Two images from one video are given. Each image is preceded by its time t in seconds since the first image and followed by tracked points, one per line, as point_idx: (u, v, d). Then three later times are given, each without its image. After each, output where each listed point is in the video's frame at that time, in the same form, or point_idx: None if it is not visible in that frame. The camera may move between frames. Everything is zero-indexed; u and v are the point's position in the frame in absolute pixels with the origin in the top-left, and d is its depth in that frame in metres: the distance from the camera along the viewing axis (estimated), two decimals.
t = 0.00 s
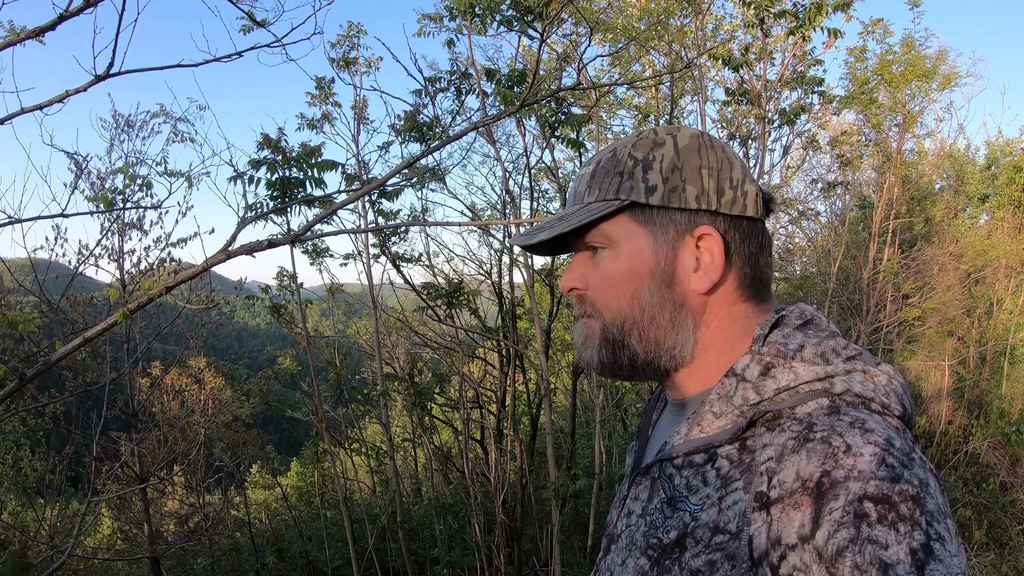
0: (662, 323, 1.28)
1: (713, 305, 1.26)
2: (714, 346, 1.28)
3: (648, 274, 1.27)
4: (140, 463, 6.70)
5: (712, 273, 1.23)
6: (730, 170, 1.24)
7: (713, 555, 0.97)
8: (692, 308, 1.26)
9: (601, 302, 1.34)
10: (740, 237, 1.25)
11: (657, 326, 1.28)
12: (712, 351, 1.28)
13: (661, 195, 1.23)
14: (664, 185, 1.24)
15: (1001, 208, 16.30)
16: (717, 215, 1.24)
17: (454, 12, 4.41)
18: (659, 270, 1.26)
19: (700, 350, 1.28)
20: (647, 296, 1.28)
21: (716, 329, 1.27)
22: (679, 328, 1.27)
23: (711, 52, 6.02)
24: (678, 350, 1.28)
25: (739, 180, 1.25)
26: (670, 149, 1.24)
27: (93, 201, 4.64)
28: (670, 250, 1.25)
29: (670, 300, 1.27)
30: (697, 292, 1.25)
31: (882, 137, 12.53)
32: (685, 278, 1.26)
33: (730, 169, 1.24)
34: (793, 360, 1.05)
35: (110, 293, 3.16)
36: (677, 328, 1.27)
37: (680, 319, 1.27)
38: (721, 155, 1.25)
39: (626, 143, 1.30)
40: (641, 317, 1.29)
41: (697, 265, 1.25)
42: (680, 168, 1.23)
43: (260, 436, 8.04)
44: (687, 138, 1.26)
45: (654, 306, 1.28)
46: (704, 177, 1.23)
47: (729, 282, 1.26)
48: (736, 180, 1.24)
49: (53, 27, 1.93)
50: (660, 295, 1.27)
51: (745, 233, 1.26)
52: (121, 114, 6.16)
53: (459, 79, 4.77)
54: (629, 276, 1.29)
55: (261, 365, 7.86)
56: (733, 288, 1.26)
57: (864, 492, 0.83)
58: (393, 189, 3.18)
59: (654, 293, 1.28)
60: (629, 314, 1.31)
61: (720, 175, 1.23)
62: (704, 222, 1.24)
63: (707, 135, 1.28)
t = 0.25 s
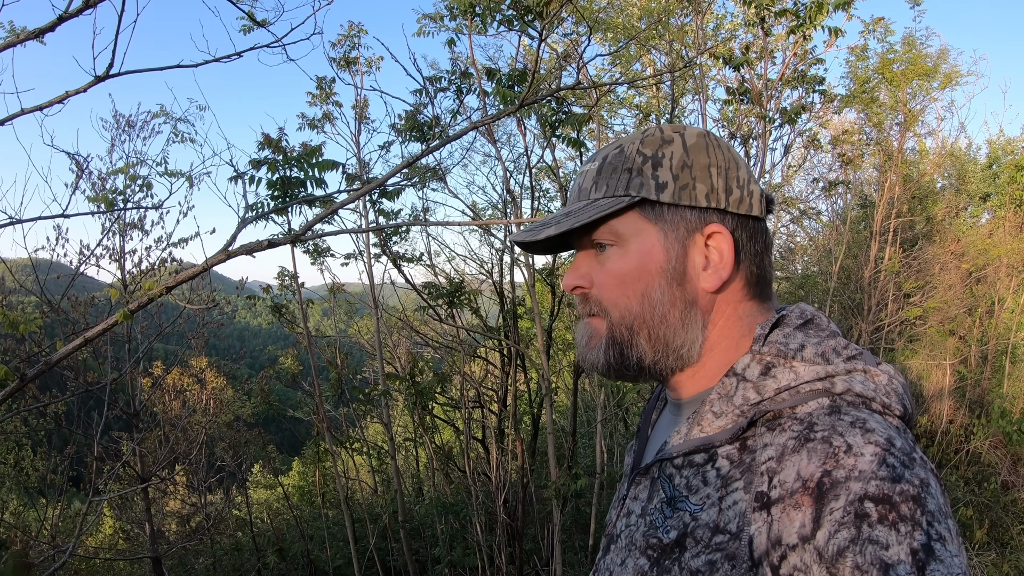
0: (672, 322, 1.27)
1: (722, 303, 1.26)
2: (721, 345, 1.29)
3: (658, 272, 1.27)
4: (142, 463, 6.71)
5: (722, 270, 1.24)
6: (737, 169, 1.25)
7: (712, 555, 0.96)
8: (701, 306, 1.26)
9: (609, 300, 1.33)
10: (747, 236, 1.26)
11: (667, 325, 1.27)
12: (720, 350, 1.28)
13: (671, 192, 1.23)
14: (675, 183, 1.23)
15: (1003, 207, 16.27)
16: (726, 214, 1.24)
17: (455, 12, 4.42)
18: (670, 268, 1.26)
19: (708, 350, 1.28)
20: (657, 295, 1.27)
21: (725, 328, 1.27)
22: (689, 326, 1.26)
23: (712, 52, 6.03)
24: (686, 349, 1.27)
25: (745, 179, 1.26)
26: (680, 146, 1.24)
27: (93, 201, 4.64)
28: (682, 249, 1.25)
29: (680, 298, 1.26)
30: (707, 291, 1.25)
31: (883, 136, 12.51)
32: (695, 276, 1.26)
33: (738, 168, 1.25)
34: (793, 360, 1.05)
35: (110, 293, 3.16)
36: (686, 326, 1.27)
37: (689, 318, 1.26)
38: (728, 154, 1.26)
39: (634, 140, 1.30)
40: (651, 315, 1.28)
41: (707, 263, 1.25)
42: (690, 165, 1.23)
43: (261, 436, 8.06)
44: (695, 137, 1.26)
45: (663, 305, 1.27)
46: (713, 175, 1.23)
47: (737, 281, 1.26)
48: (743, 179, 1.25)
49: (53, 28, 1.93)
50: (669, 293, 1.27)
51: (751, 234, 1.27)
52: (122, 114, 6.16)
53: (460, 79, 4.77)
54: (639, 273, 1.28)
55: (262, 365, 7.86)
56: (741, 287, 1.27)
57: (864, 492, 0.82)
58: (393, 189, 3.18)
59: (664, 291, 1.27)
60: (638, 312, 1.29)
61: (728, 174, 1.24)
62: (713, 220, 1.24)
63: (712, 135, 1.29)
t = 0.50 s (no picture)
0: (673, 324, 1.26)
1: (722, 305, 1.26)
2: (722, 347, 1.28)
3: (658, 275, 1.26)
4: (144, 463, 6.72)
5: (723, 272, 1.23)
6: (735, 170, 1.25)
7: (713, 557, 0.96)
8: (701, 308, 1.26)
9: (609, 303, 1.32)
10: (747, 238, 1.26)
11: (667, 328, 1.27)
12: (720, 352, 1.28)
13: (671, 193, 1.22)
14: (675, 184, 1.23)
15: (1004, 206, 16.25)
16: (726, 216, 1.24)
17: (455, 11, 4.41)
18: (670, 270, 1.25)
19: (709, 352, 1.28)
20: (657, 298, 1.27)
21: (725, 329, 1.27)
22: (690, 328, 1.26)
23: (714, 51, 6.02)
24: (687, 351, 1.27)
25: (745, 180, 1.25)
26: (680, 148, 1.24)
27: (94, 202, 4.64)
28: (682, 251, 1.25)
29: (681, 300, 1.26)
30: (707, 293, 1.25)
31: (884, 135, 12.50)
32: (696, 278, 1.25)
33: (737, 170, 1.25)
34: (795, 361, 1.04)
35: (111, 293, 3.16)
36: (687, 328, 1.26)
37: (690, 320, 1.26)
38: (727, 155, 1.25)
39: (633, 141, 1.29)
40: (651, 318, 1.28)
41: (707, 265, 1.25)
42: (690, 167, 1.22)
43: (263, 435, 8.07)
44: (694, 138, 1.26)
45: (664, 307, 1.27)
46: (713, 177, 1.23)
47: (737, 282, 1.26)
48: (742, 180, 1.24)
49: (53, 29, 1.93)
50: (670, 295, 1.26)
51: (750, 235, 1.26)
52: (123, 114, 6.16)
53: (461, 78, 4.77)
54: (640, 276, 1.27)
55: (264, 365, 7.87)
56: (741, 289, 1.27)
57: (866, 494, 0.82)
58: (394, 188, 3.18)
59: (665, 294, 1.27)
60: (638, 315, 1.29)
61: (728, 175, 1.23)
62: (714, 221, 1.24)
63: (710, 136, 1.28)
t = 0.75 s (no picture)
0: (676, 323, 1.26)
1: (725, 303, 1.26)
2: (725, 345, 1.28)
3: (660, 274, 1.26)
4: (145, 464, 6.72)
5: (725, 270, 1.23)
6: (738, 168, 1.24)
7: (716, 556, 0.96)
8: (703, 306, 1.26)
9: (611, 301, 1.32)
10: (751, 235, 1.25)
11: (670, 327, 1.27)
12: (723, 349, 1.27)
13: (672, 192, 1.22)
14: (676, 183, 1.22)
15: (1005, 204, 16.21)
16: (728, 214, 1.23)
17: (456, 11, 4.41)
18: (672, 268, 1.25)
19: (711, 350, 1.28)
20: (658, 297, 1.27)
21: (728, 328, 1.26)
22: (693, 327, 1.26)
23: (714, 49, 6.02)
24: (689, 349, 1.27)
25: (748, 178, 1.25)
26: (681, 146, 1.23)
27: (95, 202, 4.65)
28: (684, 249, 1.24)
29: (684, 299, 1.26)
30: (709, 292, 1.25)
31: (885, 133, 12.48)
32: (698, 277, 1.25)
33: (739, 168, 1.24)
34: (798, 360, 1.04)
35: (111, 294, 3.15)
36: (689, 327, 1.26)
37: (692, 318, 1.26)
38: (730, 154, 1.24)
39: (635, 139, 1.29)
40: (653, 316, 1.28)
41: (709, 264, 1.24)
42: (692, 164, 1.22)
43: (264, 435, 8.07)
44: (695, 136, 1.25)
45: (666, 306, 1.27)
46: (715, 175, 1.22)
47: (740, 280, 1.26)
48: (744, 178, 1.24)
49: (53, 29, 1.93)
50: (672, 294, 1.26)
51: (754, 232, 1.26)
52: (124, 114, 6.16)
53: (461, 77, 4.77)
54: (641, 275, 1.27)
55: (265, 365, 7.88)
56: (745, 287, 1.26)
57: (870, 493, 0.82)
58: (395, 188, 3.17)
59: (666, 292, 1.27)
60: (641, 313, 1.29)
61: (730, 173, 1.23)
62: (716, 219, 1.23)
63: (712, 133, 1.28)
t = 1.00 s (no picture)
0: (674, 324, 1.26)
1: (724, 304, 1.26)
2: (725, 346, 1.28)
3: (659, 276, 1.26)
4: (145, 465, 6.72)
5: (723, 271, 1.23)
6: (736, 168, 1.24)
7: (716, 557, 0.96)
8: (703, 307, 1.26)
9: (610, 304, 1.32)
10: (750, 236, 1.25)
11: (669, 328, 1.27)
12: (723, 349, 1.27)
13: (670, 193, 1.22)
14: (674, 184, 1.22)
15: (1005, 203, 16.22)
16: (726, 215, 1.24)
17: (456, 11, 4.41)
18: (671, 270, 1.25)
19: (710, 350, 1.28)
20: (658, 298, 1.27)
21: (727, 329, 1.26)
22: (692, 327, 1.26)
23: (714, 49, 6.03)
24: (689, 350, 1.27)
25: (746, 178, 1.25)
26: (678, 147, 1.23)
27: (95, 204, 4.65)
28: (682, 251, 1.24)
29: (683, 300, 1.26)
30: (708, 292, 1.25)
31: (885, 132, 12.48)
32: (697, 278, 1.25)
33: (738, 169, 1.24)
34: (798, 361, 1.04)
35: (112, 295, 3.16)
36: (689, 328, 1.26)
37: (691, 320, 1.26)
38: (728, 155, 1.25)
39: (633, 141, 1.29)
40: (653, 318, 1.28)
41: (708, 265, 1.24)
42: (689, 166, 1.22)
43: (264, 436, 8.07)
44: (692, 137, 1.25)
45: (666, 307, 1.27)
46: (712, 176, 1.22)
47: (739, 281, 1.26)
48: (742, 179, 1.24)
49: (53, 30, 1.93)
50: (671, 295, 1.26)
51: (752, 232, 1.26)
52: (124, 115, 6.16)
53: (461, 78, 4.77)
54: (640, 276, 1.27)
55: (265, 366, 7.88)
56: (743, 287, 1.26)
57: (870, 494, 0.82)
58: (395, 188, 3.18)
59: (665, 294, 1.27)
60: (640, 315, 1.29)
61: (728, 174, 1.23)
62: (714, 220, 1.23)
63: (709, 133, 1.28)
